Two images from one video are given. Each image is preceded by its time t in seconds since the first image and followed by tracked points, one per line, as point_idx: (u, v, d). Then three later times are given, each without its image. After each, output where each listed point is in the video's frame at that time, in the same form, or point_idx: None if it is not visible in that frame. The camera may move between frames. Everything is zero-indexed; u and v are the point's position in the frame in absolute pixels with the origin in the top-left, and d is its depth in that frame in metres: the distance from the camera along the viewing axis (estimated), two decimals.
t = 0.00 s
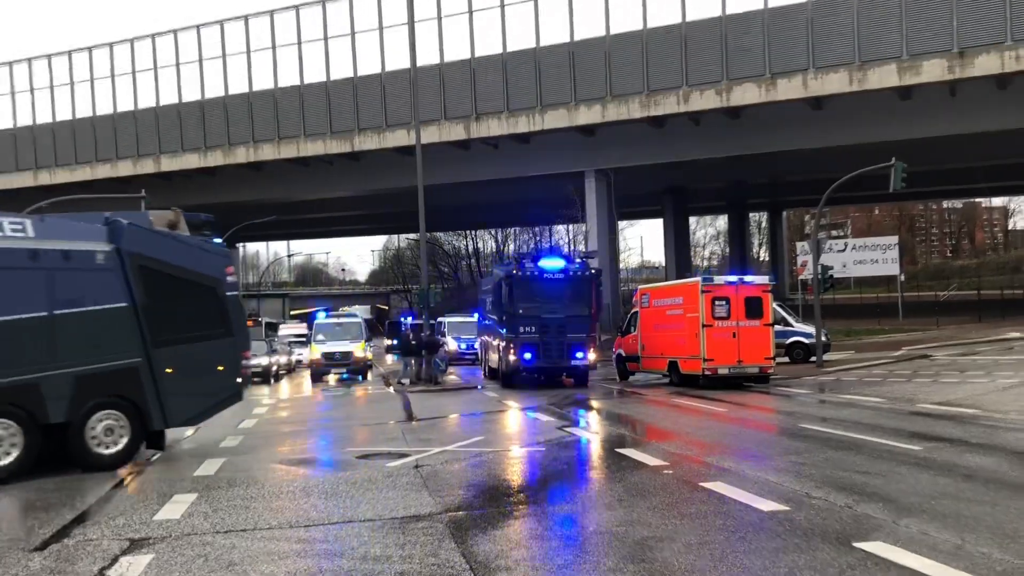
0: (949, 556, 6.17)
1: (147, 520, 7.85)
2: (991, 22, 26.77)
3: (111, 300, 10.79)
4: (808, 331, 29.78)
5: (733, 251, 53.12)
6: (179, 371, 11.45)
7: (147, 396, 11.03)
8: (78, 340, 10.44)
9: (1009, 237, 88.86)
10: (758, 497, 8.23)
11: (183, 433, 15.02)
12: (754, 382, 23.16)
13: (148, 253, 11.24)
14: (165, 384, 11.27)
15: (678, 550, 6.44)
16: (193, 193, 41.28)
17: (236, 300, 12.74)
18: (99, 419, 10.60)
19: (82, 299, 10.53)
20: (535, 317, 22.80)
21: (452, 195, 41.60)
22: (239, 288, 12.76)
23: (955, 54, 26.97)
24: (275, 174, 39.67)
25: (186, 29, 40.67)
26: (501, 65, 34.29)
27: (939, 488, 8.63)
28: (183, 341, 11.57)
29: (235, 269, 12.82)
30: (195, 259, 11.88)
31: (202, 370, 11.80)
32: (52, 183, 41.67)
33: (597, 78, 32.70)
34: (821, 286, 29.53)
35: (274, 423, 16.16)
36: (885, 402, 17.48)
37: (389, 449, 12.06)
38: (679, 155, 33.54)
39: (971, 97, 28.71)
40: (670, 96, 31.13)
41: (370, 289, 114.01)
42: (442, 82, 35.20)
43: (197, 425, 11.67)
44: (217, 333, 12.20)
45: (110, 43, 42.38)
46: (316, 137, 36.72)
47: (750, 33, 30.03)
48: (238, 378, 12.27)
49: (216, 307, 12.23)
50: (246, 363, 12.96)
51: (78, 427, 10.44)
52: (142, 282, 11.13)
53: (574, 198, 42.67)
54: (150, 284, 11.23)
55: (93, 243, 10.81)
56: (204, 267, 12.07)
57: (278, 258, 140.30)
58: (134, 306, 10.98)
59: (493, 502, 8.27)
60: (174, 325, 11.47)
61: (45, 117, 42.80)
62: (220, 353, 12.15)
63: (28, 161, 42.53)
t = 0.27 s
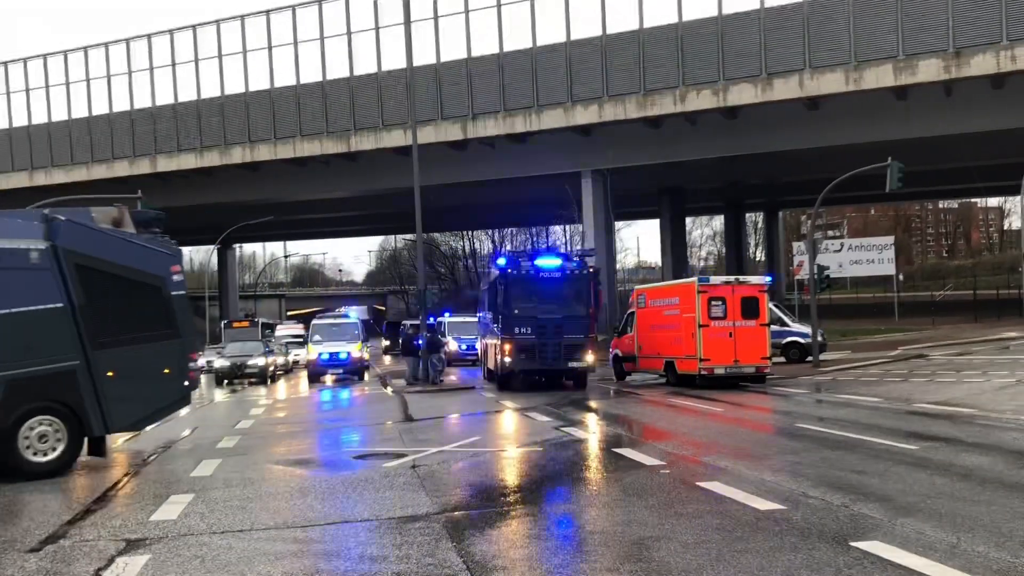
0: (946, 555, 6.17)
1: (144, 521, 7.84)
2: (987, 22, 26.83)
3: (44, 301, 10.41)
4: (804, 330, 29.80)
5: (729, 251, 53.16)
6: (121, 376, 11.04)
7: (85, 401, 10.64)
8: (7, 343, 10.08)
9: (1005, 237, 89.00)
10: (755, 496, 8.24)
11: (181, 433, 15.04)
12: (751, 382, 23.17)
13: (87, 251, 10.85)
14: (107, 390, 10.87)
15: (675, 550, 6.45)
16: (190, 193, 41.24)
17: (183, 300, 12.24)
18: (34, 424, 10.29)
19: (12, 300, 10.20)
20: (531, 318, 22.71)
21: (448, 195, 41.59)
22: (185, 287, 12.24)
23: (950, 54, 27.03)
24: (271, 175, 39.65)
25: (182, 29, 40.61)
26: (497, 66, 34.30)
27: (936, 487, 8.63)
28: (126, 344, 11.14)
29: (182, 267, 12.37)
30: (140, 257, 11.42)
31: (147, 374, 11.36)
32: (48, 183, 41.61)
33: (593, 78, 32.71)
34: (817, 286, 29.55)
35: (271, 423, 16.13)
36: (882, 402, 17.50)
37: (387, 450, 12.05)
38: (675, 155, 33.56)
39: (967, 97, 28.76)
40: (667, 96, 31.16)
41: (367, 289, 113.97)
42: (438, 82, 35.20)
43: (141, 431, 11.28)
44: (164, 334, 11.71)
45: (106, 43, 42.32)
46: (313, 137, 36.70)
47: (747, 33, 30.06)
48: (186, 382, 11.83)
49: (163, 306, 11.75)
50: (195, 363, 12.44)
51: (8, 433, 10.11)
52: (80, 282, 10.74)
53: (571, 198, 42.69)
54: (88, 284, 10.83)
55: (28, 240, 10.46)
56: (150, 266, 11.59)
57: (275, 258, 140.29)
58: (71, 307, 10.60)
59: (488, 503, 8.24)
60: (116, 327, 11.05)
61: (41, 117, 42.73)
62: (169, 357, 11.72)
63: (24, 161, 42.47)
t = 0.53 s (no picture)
0: (946, 556, 6.17)
1: (143, 521, 7.84)
2: (987, 23, 26.83)
3: None
4: (804, 331, 29.81)
5: (729, 252, 53.19)
6: (63, 378, 10.57)
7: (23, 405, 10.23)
8: None
9: (1005, 238, 89.00)
10: (755, 497, 8.25)
11: (180, 434, 15.05)
12: (750, 383, 23.19)
13: (26, 249, 10.40)
14: (49, 393, 10.42)
15: (675, 550, 6.46)
16: (190, 194, 41.27)
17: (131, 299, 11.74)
18: None
19: None
20: (528, 319, 22.46)
21: (448, 196, 41.60)
22: (134, 287, 11.75)
23: (950, 56, 27.04)
24: (271, 175, 39.66)
25: (182, 30, 40.63)
26: (497, 67, 34.29)
27: (936, 488, 8.64)
28: (70, 345, 10.67)
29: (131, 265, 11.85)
30: (84, 255, 10.93)
31: (92, 377, 10.90)
32: (48, 183, 41.64)
33: (593, 79, 32.72)
34: (817, 287, 29.55)
35: (270, 424, 16.17)
36: (882, 402, 17.51)
37: (388, 450, 12.10)
38: (675, 156, 33.58)
39: (966, 99, 28.77)
40: (666, 97, 31.17)
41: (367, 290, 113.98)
42: (438, 83, 35.21)
43: (86, 435, 10.81)
44: (110, 334, 11.24)
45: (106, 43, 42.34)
46: (313, 138, 36.71)
47: (747, 34, 30.07)
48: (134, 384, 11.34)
49: (109, 306, 11.26)
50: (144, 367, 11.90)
51: None
52: (19, 279, 10.30)
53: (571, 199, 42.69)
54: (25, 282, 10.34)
55: None
56: (97, 264, 11.10)
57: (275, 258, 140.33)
58: (8, 307, 10.17)
59: (489, 504, 8.23)
60: (58, 327, 10.57)
61: (41, 118, 42.76)
62: (117, 359, 11.24)
63: (24, 162, 42.49)
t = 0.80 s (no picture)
0: (944, 558, 6.16)
1: (141, 522, 7.82)
2: (987, 25, 26.82)
3: None
4: (804, 332, 29.79)
5: (728, 253, 53.18)
6: (8, 381, 9.82)
7: None
8: None
9: (1004, 239, 89.05)
10: (754, 498, 8.24)
11: (178, 434, 15.02)
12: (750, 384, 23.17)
13: None
14: None
15: (674, 552, 6.44)
16: (189, 194, 41.25)
17: (66, 302, 11.58)
18: None
19: None
20: (522, 319, 21.45)
21: (448, 196, 41.57)
22: (67, 288, 11.64)
23: (949, 57, 27.06)
24: (270, 175, 39.63)
25: (182, 30, 40.61)
26: (496, 67, 34.28)
27: (935, 490, 8.63)
28: (13, 345, 10.00)
29: (71, 268, 11.86)
30: (26, 254, 10.56)
31: (34, 380, 10.31)
32: (47, 183, 41.60)
33: (593, 80, 32.71)
34: (816, 288, 29.53)
35: (269, 424, 16.14)
36: (881, 404, 17.50)
37: (387, 451, 12.07)
38: (675, 157, 33.56)
39: (966, 100, 28.78)
40: (666, 98, 31.15)
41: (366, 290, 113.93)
42: (437, 84, 35.20)
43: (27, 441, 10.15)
44: (52, 338, 10.97)
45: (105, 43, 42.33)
46: (312, 138, 36.68)
47: (746, 35, 30.07)
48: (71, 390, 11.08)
49: (50, 308, 11.02)
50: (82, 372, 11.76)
51: None
52: None
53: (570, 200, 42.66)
54: None
55: None
56: (35, 265, 10.74)
57: (275, 258, 140.27)
58: None
59: (488, 505, 8.21)
60: (4, 325, 9.91)
61: (40, 118, 42.73)
62: (53, 364, 10.82)
63: (23, 161, 42.46)
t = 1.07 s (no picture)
0: (940, 558, 6.17)
1: (137, 521, 7.81)
2: (984, 26, 26.86)
3: None
4: (800, 333, 29.83)
5: (725, 254, 53.23)
6: None
7: None
8: None
9: (1000, 240, 89.27)
10: (751, 498, 8.26)
11: (175, 434, 15.00)
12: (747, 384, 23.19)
13: None
14: None
15: (671, 552, 6.44)
16: (186, 194, 41.20)
17: None
18: None
19: None
20: (511, 319, 20.31)
21: (445, 196, 41.56)
22: None
23: (946, 58, 27.12)
24: (267, 175, 39.59)
25: (179, 29, 40.56)
26: (494, 67, 34.29)
27: (931, 490, 8.64)
28: None
29: None
30: None
31: None
32: (44, 182, 41.51)
33: (590, 80, 32.73)
34: (813, 289, 29.58)
35: (266, 424, 16.13)
36: (878, 404, 17.54)
37: (383, 451, 12.07)
38: (672, 157, 33.58)
39: (962, 101, 28.83)
40: (663, 98, 31.16)
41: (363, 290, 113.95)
42: (435, 84, 35.20)
43: None
44: None
45: (102, 42, 42.27)
46: (309, 138, 36.67)
47: (744, 35, 30.10)
48: None
49: None
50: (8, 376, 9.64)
51: None
52: None
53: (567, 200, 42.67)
54: None
55: None
56: None
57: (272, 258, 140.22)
58: None
59: (484, 506, 8.18)
60: None
61: (37, 117, 42.65)
62: None
63: (19, 160, 42.38)
